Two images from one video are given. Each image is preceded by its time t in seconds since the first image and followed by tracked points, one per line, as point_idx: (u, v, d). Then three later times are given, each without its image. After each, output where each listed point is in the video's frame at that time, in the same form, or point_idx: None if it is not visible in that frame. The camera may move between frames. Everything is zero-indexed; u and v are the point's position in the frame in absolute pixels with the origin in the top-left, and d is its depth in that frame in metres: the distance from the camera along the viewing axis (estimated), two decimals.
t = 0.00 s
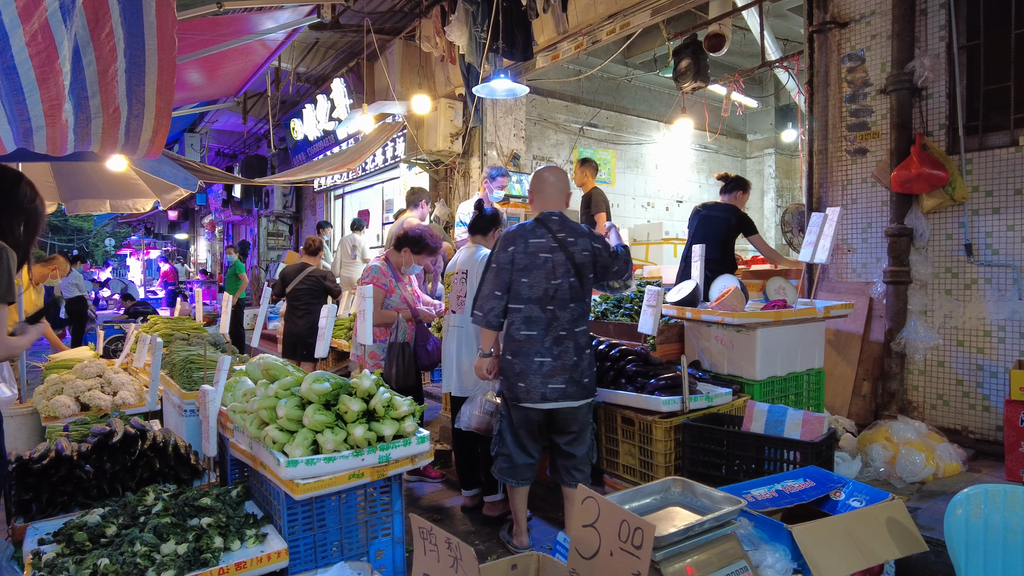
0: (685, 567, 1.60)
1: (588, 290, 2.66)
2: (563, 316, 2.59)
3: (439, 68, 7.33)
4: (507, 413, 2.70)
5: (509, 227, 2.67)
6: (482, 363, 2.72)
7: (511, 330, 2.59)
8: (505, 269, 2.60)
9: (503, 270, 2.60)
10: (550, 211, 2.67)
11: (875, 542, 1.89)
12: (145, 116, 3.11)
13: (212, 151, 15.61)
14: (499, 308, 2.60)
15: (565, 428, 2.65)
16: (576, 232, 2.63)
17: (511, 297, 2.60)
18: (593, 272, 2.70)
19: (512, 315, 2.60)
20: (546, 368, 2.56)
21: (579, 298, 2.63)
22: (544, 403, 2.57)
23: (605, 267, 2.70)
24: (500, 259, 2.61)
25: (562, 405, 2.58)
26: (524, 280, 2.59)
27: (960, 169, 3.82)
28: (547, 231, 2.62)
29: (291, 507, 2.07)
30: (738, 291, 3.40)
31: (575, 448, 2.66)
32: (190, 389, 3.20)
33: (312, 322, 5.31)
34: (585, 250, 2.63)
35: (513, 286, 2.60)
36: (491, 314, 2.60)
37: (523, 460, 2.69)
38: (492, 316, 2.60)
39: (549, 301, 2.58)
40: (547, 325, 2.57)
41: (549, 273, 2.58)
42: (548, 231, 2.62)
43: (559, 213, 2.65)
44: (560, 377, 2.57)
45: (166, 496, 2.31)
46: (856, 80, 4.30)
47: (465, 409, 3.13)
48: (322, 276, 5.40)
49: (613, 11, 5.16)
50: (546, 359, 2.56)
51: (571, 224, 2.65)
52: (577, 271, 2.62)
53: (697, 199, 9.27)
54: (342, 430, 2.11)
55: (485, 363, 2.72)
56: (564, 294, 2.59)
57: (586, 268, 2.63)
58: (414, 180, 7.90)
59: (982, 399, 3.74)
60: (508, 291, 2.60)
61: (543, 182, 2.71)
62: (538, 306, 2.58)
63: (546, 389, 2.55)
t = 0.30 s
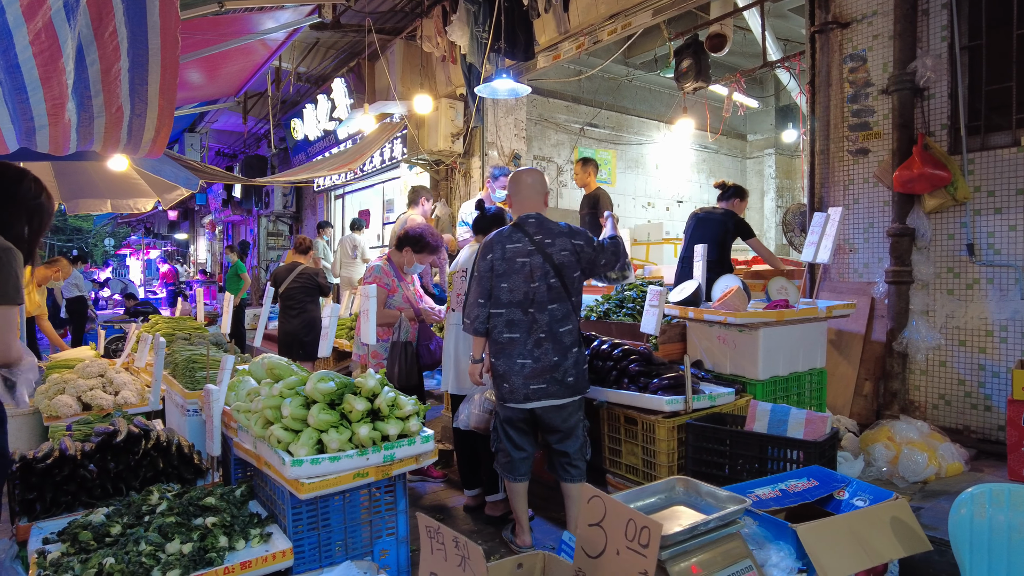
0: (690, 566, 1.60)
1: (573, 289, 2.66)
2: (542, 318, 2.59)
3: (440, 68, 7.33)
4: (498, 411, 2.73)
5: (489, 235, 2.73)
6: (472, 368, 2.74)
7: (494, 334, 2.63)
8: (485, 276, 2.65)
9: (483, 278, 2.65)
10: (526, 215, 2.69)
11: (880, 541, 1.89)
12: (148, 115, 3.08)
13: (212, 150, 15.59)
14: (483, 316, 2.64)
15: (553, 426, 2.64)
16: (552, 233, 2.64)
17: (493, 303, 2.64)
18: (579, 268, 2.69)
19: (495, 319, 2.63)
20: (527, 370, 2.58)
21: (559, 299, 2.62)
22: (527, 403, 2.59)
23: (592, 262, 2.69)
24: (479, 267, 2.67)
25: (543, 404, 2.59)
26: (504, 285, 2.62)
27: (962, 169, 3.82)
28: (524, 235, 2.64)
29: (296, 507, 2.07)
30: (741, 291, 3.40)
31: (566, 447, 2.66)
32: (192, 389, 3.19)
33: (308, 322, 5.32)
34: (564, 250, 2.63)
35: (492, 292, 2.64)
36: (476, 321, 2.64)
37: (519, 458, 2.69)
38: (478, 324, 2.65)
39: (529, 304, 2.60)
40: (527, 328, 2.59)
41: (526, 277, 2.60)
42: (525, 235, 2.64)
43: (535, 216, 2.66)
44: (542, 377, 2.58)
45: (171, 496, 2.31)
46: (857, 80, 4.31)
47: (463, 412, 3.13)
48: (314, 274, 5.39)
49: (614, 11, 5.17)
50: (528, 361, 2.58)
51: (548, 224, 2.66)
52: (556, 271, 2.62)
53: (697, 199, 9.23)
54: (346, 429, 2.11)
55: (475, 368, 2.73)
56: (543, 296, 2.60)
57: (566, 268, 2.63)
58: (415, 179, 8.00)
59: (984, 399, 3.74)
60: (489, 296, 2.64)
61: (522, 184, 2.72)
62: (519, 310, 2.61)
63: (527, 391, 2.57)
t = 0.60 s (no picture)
0: (699, 565, 1.60)
1: (569, 284, 2.66)
2: (538, 315, 2.59)
3: (443, 68, 7.34)
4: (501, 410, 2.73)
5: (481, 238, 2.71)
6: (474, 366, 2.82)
7: (493, 335, 2.63)
8: (479, 278, 2.65)
9: (477, 280, 2.65)
10: (516, 214, 2.68)
11: (888, 541, 1.89)
12: (154, 114, 3.11)
13: (215, 150, 15.59)
14: (479, 317, 2.65)
15: (551, 426, 2.65)
16: (542, 231, 2.63)
17: (489, 304, 2.64)
18: (575, 263, 2.70)
19: (493, 320, 2.63)
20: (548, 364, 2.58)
21: (553, 295, 2.62)
22: (529, 401, 2.58)
23: (587, 257, 2.71)
24: (473, 270, 2.67)
25: (545, 401, 2.59)
26: (498, 286, 2.62)
27: (968, 168, 3.82)
28: (514, 236, 2.63)
29: (304, 506, 2.07)
30: (747, 291, 3.39)
31: (566, 445, 2.67)
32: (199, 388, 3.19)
33: (306, 322, 5.31)
34: (555, 247, 2.63)
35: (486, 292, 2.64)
36: (473, 322, 2.66)
37: (521, 455, 2.69)
38: (474, 324, 2.66)
39: (524, 303, 2.60)
40: (524, 327, 2.59)
41: (520, 277, 2.59)
42: (515, 235, 2.63)
43: (525, 215, 2.65)
44: (543, 374, 2.57)
45: (179, 494, 2.31)
46: (863, 80, 4.31)
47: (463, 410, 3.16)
48: (312, 273, 5.38)
49: (618, 11, 5.17)
50: (527, 360, 2.58)
51: (538, 223, 2.65)
52: (549, 268, 2.61)
53: (700, 199, 9.20)
54: (355, 428, 2.11)
55: (476, 367, 2.80)
56: (536, 294, 2.59)
57: (558, 264, 2.63)
58: (418, 180, 8.00)
59: (990, 399, 3.73)
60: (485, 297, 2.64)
61: (511, 184, 2.71)
62: (515, 310, 2.60)
63: (529, 389, 2.57)
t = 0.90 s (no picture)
0: (717, 566, 1.59)
1: (591, 281, 2.66)
2: (561, 312, 2.59)
3: (456, 68, 7.35)
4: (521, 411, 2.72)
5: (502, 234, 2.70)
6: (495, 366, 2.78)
7: (514, 332, 2.62)
8: (501, 274, 2.64)
9: (499, 276, 2.64)
10: (537, 212, 2.68)
11: (909, 544, 1.86)
12: (170, 116, 3.09)
13: (229, 151, 15.72)
14: (500, 314, 2.64)
15: (576, 424, 2.65)
16: (564, 227, 2.62)
17: (510, 301, 2.63)
18: (595, 261, 2.69)
19: (514, 317, 2.62)
20: (550, 365, 2.57)
21: (576, 291, 2.61)
22: (552, 399, 2.58)
23: (608, 255, 2.71)
24: (494, 267, 2.66)
25: (568, 399, 2.59)
26: (520, 282, 2.61)
27: (988, 167, 3.76)
28: (536, 232, 2.62)
29: (320, 504, 2.08)
30: (763, 291, 3.38)
31: (588, 445, 2.67)
32: (215, 387, 3.21)
33: (321, 322, 5.35)
34: (577, 243, 2.62)
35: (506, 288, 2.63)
36: (494, 319, 2.65)
37: (542, 457, 2.70)
38: (495, 321, 2.64)
39: (546, 300, 2.59)
40: (546, 324, 2.58)
41: (542, 273, 2.59)
42: (538, 232, 2.62)
43: (546, 213, 2.65)
44: (565, 372, 2.58)
45: (197, 492, 2.33)
46: (880, 78, 4.26)
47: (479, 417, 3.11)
48: (326, 273, 5.41)
49: (632, 10, 5.15)
50: (550, 357, 2.57)
51: (559, 220, 2.64)
52: (571, 265, 2.61)
53: (714, 198, 9.13)
54: (371, 427, 2.12)
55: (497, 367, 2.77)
56: (558, 291, 2.59)
57: (580, 261, 2.62)
58: (431, 180, 8.02)
59: (1012, 401, 3.67)
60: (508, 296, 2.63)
61: (533, 182, 2.73)
62: (537, 306, 2.59)
63: (552, 387, 2.57)
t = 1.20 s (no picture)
0: (746, 569, 1.57)
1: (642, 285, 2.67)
2: (615, 312, 2.62)
3: (480, 69, 7.38)
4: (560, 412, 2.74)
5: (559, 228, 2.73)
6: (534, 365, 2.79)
7: (564, 328, 2.66)
8: (557, 269, 2.66)
9: (554, 270, 2.67)
10: (597, 211, 2.67)
11: (943, 549, 1.83)
12: (202, 120, 3.12)
13: (257, 154, 15.98)
14: (551, 308, 2.67)
15: (616, 426, 2.67)
16: (625, 229, 2.62)
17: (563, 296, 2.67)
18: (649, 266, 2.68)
19: (565, 313, 2.66)
20: (599, 364, 2.60)
21: (632, 293, 2.65)
22: (599, 400, 2.61)
23: (658, 260, 2.66)
24: (550, 260, 2.69)
25: (615, 401, 2.61)
26: (575, 278, 2.64)
27: None
28: (596, 230, 2.63)
29: (349, 502, 2.12)
30: (792, 291, 3.34)
31: (624, 449, 2.68)
32: (245, 386, 3.27)
33: (349, 322, 5.43)
34: (636, 246, 2.61)
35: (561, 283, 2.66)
36: (545, 313, 2.67)
37: (575, 461, 2.74)
38: (546, 315, 2.67)
39: (601, 299, 2.61)
40: (600, 322, 2.61)
41: (599, 271, 2.60)
42: (596, 230, 2.63)
43: (607, 213, 2.64)
44: (615, 373, 2.59)
45: (229, 489, 2.38)
46: (912, 74, 4.18)
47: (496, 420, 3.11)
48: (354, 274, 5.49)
49: (657, 9, 5.11)
50: (599, 357, 2.60)
51: (620, 220, 2.64)
52: (628, 266, 2.62)
53: (740, 197, 9.01)
54: (399, 426, 2.14)
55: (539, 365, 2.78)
56: (615, 291, 2.61)
57: (637, 264, 2.63)
58: (456, 180, 8.06)
59: None
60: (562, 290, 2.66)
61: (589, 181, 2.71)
62: (591, 304, 2.62)
63: (599, 387, 2.59)
